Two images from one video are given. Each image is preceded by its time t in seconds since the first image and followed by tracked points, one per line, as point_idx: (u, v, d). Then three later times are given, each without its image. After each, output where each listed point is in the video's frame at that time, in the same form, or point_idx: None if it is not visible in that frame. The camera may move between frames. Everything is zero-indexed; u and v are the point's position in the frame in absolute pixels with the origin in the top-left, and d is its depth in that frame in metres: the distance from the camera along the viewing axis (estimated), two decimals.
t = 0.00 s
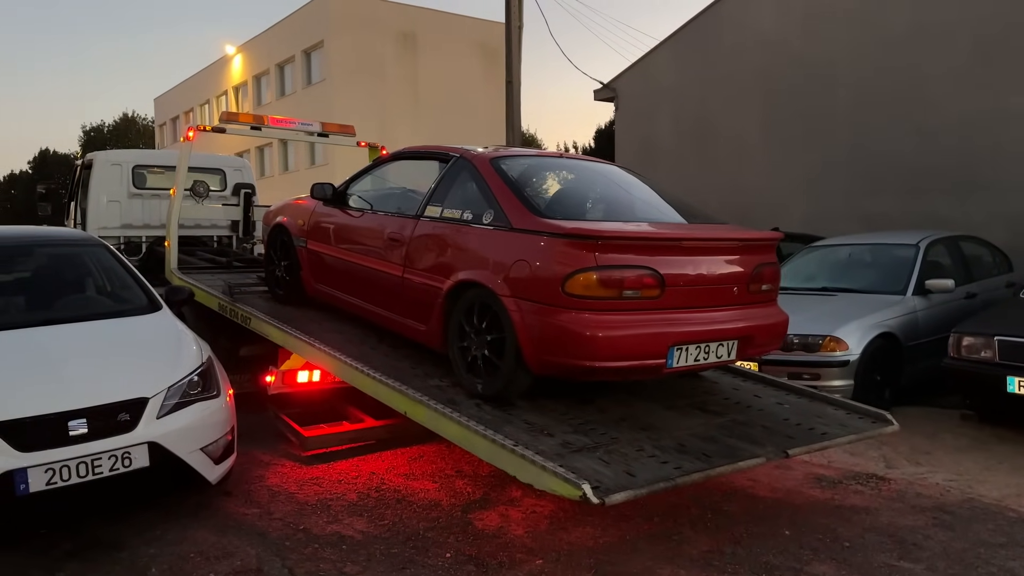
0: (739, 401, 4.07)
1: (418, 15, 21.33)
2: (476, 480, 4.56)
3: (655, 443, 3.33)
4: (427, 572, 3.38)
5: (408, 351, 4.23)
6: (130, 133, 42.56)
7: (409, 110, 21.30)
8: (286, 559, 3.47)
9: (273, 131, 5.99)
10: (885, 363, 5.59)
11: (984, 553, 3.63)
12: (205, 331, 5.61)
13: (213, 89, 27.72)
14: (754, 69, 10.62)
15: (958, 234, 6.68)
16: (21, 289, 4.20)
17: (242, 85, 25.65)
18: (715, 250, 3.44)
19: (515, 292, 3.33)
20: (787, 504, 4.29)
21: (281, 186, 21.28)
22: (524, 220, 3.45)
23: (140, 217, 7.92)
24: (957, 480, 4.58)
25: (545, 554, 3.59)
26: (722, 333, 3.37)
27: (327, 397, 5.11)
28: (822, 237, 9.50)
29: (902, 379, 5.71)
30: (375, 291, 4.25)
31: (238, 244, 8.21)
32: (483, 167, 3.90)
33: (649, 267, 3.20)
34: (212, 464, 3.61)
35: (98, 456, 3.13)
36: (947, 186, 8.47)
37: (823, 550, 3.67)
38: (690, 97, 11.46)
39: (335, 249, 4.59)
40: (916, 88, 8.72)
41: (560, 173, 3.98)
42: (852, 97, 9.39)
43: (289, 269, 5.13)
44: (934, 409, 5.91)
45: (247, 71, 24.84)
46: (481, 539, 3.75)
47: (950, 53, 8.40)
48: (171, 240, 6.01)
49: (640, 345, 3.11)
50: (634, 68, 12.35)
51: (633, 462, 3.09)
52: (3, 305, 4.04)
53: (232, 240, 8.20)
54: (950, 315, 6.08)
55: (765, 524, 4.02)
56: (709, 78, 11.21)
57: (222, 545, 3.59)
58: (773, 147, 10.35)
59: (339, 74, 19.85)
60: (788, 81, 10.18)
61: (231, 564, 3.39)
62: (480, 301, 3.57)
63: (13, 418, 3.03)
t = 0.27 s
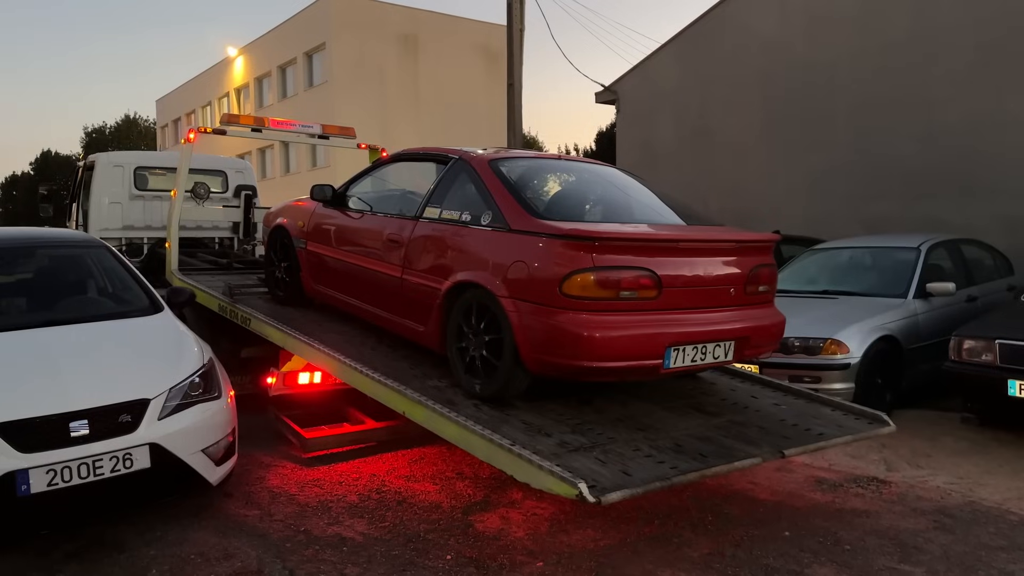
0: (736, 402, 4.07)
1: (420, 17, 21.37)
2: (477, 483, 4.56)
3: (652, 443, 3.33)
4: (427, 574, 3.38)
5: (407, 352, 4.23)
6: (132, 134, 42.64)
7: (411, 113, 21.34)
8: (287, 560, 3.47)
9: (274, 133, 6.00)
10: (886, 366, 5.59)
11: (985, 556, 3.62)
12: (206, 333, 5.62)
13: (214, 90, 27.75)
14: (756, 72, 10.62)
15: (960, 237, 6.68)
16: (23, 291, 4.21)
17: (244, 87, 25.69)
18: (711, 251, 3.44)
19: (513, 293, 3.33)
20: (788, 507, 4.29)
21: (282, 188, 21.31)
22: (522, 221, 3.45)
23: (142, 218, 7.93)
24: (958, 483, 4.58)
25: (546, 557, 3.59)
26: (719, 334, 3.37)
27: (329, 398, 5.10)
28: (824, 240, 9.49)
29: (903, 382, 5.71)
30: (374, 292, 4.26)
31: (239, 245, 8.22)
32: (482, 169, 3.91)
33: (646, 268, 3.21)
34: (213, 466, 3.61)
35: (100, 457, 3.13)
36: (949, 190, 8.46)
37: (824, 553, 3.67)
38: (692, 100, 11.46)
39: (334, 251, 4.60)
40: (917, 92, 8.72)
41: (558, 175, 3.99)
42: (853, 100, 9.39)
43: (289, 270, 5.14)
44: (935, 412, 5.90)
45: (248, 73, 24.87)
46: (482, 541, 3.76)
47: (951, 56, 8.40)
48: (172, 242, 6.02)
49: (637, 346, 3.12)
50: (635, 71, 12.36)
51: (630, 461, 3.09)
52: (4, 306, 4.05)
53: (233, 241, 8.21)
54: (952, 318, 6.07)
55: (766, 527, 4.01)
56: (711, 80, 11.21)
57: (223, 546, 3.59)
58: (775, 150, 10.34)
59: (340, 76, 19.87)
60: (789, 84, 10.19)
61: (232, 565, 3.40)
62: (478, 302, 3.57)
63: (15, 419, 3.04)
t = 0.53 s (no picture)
0: (734, 401, 4.07)
1: (421, 19, 21.40)
2: (478, 484, 4.56)
3: (649, 441, 3.33)
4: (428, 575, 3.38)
5: (407, 352, 4.23)
6: (133, 135, 42.72)
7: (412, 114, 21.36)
8: (288, 562, 3.47)
9: (275, 134, 6.00)
10: (887, 369, 5.58)
11: (986, 559, 3.61)
12: (207, 333, 5.62)
13: (216, 91, 27.79)
14: (757, 74, 10.61)
15: (962, 239, 6.67)
16: (24, 291, 4.21)
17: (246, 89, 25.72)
18: (709, 251, 3.44)
19: (511, 292, 3.33)
20: (789, 509, 4.28)
21: (284, 189, 21.33)
22: (520, 220, 3.45)
23: (143, 219, 7.94)
24: (960, 486, 4.57)
25: (547, 558, 3.58)
26: (716, 333, 3.37)
27: (329, 399, 5.11)
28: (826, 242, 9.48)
29: (904, 384, 5.70)
30: (373, 291, 4.26)
31: (240, 246, 8.22)
32: (480, 168, 3.91)
33: (643, 267, 3.21)
34: (215, 467, 3.61)
35: (101, 458, 3.13)
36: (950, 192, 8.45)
37: (825, 555, 3.66)
38: (693, 102, 11.46)
39: (334, 251, 4.61)
40: (919, 94, 8.72)
41: (556, 175, 3.99)
42: (854, 102, 9.38)
43: (289, 270, 5.14)
44: (936, 414, 5.89)
45: (250, 74, 24.89)
46: (483, 542, 3.75)
47: (953, 58, 8.39)
48: (172, 242, 6.02)
49: (634, 345, 3.11)
50: (637, 73, 12.36)
51: (627, 459, 3.09)
52: (5, 307, 4.05)
53: (235, 242, 8.21)
54: (953, 320, 6.06)
55: (768, 529, 4.01)
56: (712, 82, 11.21)
57: (224, 547, 3.59)
58: (776, 152, 10.34)
59: (342, 77, 19.89)
60: (790, 86, 10.18)
61: (232, 566, 3.39)
62: (476, 300, 3.57)
63: (16, 420, 3.04)
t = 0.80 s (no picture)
0: (732, 400, 4.06)
1: (423, 20, 21.42)
2: (479, 485, 4.55)
3: (647, 439, 3.33)
4: None
5: (407, 351, 4.23)
6: (134, 136, 42.81)
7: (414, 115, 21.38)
8: (289, 563, 3.46)
9: (275, 136, 6.01)
10: (889, 370, 5.57)
11: (989, 561, 3.60)
12: (209, 334, 5.62)
13: (217, 92, 27.82)
14: (759, 75, 10.61)
15: (964, 241, 6.65)
16: (25, 291, 4.21)
17: (247, 89, 25.73)
18: (707, 249, 3.44)
19: (510, 291, 3.33)
20: (791, 511, 4.27)
21: (285, 190, 21.34)
22: (518, 219, 3.45)
23: (144, 220, 7.94)
24: (962, 488, 4.55)
25: (549, 560, 3.57)
26: (714, 332, 3.37)
27: (331, 399, 5.10)
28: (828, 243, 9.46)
29: (906, 386, 5.69)
30: (373, 290, 4.26)
31: (241, 247, 8.22)
32: (479, 168, 3.91)
33: (641, 265, 3.20)
34: (216, 468, 3.61)
35: (102, 458, 3.13)
36: (952, 193, 8.44)
37: (827, 557, 3.65)
38: (695, 103, 11.45)
39: (334, 250, 4.61)
40: (920, 95, 8.71)
41: (555, 174, 3.99)
42: (855, 104, 9.38)
43: (289, 270, 5.14)
44: (938, 416, 5.88)
45: (251, 76, 24.93)
46: (484, 544, 3.74)
47: (954, 58, 8.38)
48: (172, 243, 6.02)
49: (632, 343, 3.11)
50: (638, 74, 12.35)
51: (625, 456, 3.09)
52: (6, 307, 4.05)
53: (236, 243, 8.21)
54: (956, 322, 6.05)
55: (770, 531, 3.99)
56: (713, 84, 11.21)
57: (225, 548, 3.59)
58: (778, 153, 10.33)
59: (343, 78, 19.91)
60: (792, 87, 10.17)
61: (233, 567, 3.39)
62: (475, 299, 3.57)
63: (17, 420, 3.03)
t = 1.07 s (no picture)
0: (731, 398, 4.06)
1: (425, 22, 21.44)
2: (481, 487, 4.55)
3: (645, 437, 3.32)
4: None
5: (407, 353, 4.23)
6: (137, 137, 42.86)
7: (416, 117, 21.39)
8: (290, 565, 3.46)
9: (276, 138, 6.01)
10: (892, 372, 5.56)
11: (992, 564, 3.59)
12: (211, 336, 5.62)
13: (220, 94, 27.85)
14: (761, 77, 10.60)
15: (966, 243, 6.64)
16: (28, 293, 4.22)
17: (250, 91, 25.76)
18: (705, 248, 3.44)
19: (509, 289, 3.33)
20: (793, 514, 4.25)
21: (287, 192, 21.36)
22: (517, 218, 3.45)
23: (146, 221, 7.95)
24: (965, 490, 4.54)
25: (551, 562, 3.57)
26: (712, 331, 3.37)
27: (333, 401, 5.09)
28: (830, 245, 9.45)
29: (909, 388, 5.68)
30: (372, 290, 4.26)
31: (243, 248, 8.23)
32: (478, 168, 3.91)
33: (640, 264, 3.20)
34: (218, 470, 3.60)
35: (103, 460, 3.13)
36: (955, 195, 8.42)
37: (830, 559, 3.64)
38: (697, 104, 11.45)
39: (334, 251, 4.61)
40: (923, 96, 8.69)
41: (554, 173, 3.99)
42: (858, 105, 9.36)
43: (289, 271, 5.14)
44: (941, 418, 5.87)
45: (254, 77, 24.96)
46: (486, 546, 3.74)
47: (956, 60, 8.37)
48: (173, 245, 6.03)
49: (631, 341, 3.11)
50: (640, 75, 12.35)
51: (623, 454, 3.09)
52: (8, 309, 4.06)
53: (238, 244, 8.22)
54: (958, 324, 6.04)
55: (772, 533, 3.98)
56: (715, 85, 11.20)
57: (227, 550, 3.58)
58: (780, 154, 10.32)
59: (345, 80, 19.93)
60: (794, 89, 10.16)
61: (235, 569, 3.39)
62: (474, 298, 3.56)
63: (19, 422, 3.03)
